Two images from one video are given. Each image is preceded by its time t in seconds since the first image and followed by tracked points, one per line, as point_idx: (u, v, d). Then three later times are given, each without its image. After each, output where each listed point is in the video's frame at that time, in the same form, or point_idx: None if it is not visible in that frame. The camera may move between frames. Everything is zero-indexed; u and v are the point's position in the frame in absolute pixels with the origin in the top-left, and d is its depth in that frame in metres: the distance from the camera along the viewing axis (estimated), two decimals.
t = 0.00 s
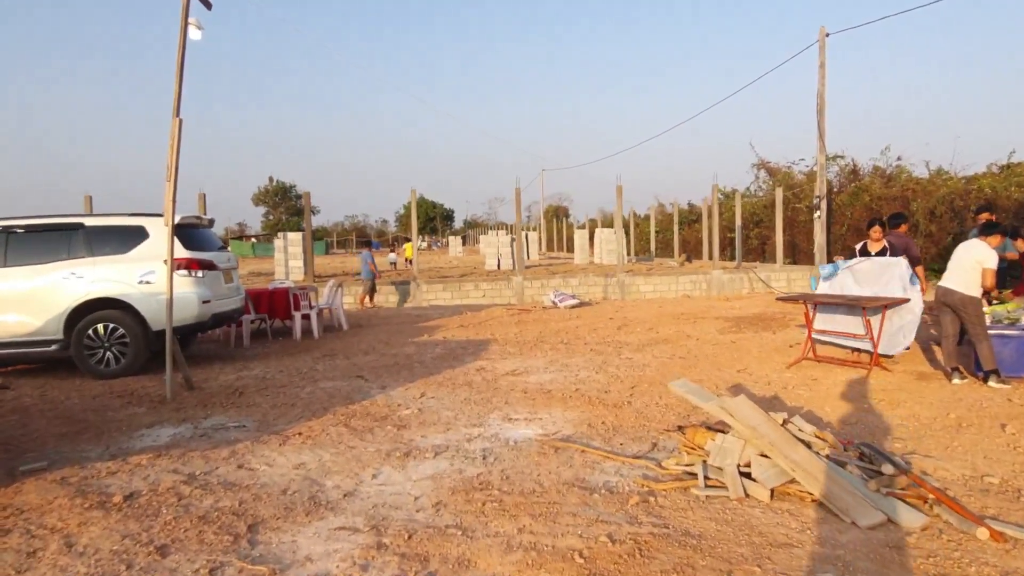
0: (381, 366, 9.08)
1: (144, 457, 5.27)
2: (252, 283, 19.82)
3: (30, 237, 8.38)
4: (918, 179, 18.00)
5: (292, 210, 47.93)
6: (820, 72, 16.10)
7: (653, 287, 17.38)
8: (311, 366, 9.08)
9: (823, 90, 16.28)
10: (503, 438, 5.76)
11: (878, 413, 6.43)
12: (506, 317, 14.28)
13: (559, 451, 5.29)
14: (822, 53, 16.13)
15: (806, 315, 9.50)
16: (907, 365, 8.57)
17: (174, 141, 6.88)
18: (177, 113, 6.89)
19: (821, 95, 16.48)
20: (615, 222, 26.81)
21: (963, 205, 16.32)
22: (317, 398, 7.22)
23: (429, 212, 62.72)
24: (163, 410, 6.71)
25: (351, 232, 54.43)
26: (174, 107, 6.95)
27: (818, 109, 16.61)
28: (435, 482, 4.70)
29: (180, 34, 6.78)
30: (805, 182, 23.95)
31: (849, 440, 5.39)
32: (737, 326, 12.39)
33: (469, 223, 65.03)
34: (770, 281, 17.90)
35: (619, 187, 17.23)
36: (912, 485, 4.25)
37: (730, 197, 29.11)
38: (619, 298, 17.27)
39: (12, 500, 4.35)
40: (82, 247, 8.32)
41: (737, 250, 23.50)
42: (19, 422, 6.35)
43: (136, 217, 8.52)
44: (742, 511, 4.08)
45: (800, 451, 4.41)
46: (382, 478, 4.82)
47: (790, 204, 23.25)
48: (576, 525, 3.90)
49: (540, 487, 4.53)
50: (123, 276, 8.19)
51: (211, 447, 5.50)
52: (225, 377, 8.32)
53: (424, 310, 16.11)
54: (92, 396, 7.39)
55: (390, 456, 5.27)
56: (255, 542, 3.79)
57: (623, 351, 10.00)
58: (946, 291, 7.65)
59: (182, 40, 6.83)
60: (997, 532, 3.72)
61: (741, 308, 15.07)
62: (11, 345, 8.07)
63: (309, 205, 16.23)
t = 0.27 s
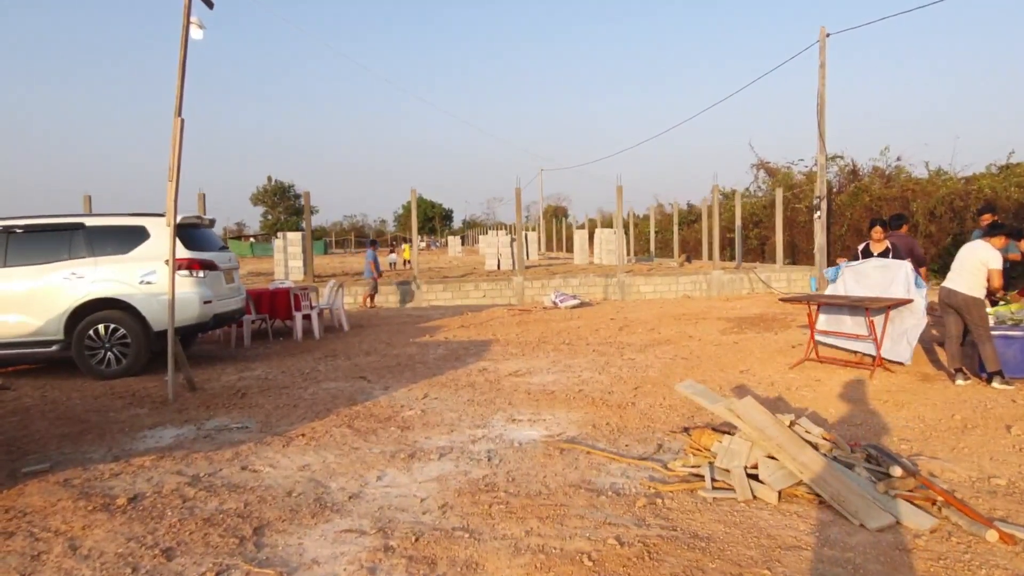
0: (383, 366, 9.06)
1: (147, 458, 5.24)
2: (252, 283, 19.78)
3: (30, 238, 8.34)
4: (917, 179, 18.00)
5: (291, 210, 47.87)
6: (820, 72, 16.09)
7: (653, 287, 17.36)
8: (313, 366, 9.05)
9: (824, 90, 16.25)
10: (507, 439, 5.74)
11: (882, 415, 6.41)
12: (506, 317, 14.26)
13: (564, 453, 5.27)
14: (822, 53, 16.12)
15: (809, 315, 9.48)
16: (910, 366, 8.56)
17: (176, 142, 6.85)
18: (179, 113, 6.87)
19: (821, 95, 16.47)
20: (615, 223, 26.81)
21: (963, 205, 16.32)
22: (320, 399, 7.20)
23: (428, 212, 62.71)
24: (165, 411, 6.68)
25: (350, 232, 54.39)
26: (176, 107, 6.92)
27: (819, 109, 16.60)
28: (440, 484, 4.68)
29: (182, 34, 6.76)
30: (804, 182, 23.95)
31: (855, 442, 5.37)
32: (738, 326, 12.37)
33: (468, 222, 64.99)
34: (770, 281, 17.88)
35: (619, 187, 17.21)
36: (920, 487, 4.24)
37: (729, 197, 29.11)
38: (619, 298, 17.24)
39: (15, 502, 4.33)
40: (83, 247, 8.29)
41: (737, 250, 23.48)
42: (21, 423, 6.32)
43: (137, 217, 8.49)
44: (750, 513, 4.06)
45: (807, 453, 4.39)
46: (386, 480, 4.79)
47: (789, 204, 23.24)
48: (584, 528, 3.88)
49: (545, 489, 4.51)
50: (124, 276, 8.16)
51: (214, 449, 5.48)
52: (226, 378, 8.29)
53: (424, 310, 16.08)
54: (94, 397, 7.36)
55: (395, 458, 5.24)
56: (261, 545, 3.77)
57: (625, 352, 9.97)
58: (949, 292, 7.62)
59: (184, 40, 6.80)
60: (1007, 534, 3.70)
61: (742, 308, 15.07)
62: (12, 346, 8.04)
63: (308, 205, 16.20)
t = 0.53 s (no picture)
0: (379, 365, 9.04)
1: (141, 457, 5.22)
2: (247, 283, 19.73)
3: (25, 236, 8.30)
4: (912, 181, 18.04)
5: (287, 209, 47.78)
6: (816, 73, 16.11)
7: (649, 288, 17.37)
8: (309, 366, 9.03)
9: (820, 91, 16.26)
10: (503, 439, 5.73)
11: (878, 415, 6.42)
12: (503, 317, 14.24)
13: (560, 453, 5.26)
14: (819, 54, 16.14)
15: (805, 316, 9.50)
16: (906, 367, 8.57)
17: (171, 139, 6.83)
18: (174, 111, 6.84)
19: (817, 96, 16.49)
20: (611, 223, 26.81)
21: (958, 207, 16.35)
22: (315, 398, 7.17)
23: (424, 212, 62.67)
24: (160, 410, 6.65)
25: (345, 232, 54.31)
26: (171, 105, 6.90)
27: (815, 110, 16.60)
28: (436, 484, 4.66)
29: (178, 31, 6.73)
30: (800, 183, 23.99)
31: (851, 442, 5.37)
32: (734, 327, 12.38)
33: (464, 222, 64.95)
34: (765, 282, 17.90)
35: (616, 187, 17.21)
36: (916, 488, 4.24)
37: (725, 197, 29.14)
38: (615, 298, 17.25)
39: (8, 501, 4.30)
40: (78, 246, 8.25)
41: (732, 251, 23.49)
42: (14, 422, 6.28)
43: (132, 215, 8.46)
44: (746, 513, 4.05)
45: (804, 453, 4.39)
46: (382, 479, 4.78)
47: (785, 205, 23.28)
48: (580, 528, 3.87)
49: (541, 489, 4.50)
50: (119, 275, 8.12)
51: (209, 448, 5.46)
52: (222, 377, 8.26)
53: (421, 310, 16.06)
54: (88, 396, 7.33)
55: (390, 458, 5.23)
56: (256, 545, 3.75)
57: (621, 352, 9.97)
58: (946, 292, 7.62)
59: (180, 37, 6.78)
60: (1003, 535, 3.71)
61: (737, 309, 15.08)
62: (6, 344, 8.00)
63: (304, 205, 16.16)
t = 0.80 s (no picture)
0: (365, 366, 9.00)
1: (123, 458, 5.17)
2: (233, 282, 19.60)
3: (7, 234, 8.21)
4: (897, 184, 18.17)
5: (274, 209, 47.55)
6: (803, 77, 16.20)
7: (636, 289, 17.41)
8: (294, 366, 8.97)
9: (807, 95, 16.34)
10: (489, 440, 5.71)
11: (862, 417, 6.45)
12: (490, 318, 14.22)
13: (546, 454, 5.25)
14: (806, 58, 16.22)
15: (791, 318, 9.54)
16: (890, 369, 8.63)
17: (156, 138, 6.76)
18: (159, 109, 6.78)
19: (803, 100, 16.58)
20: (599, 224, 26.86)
21: (942, 210, 16.48)
22: (300, 399, 7.13)
23: (413, 212, 62.56)
24: (143, 411, 6.59)
25: (333, 231, 54.09)
26: (156, 103, 6.83)
27: (801, 113, 16.69)
28: (421, 485, 4.64)
29: (163, 29, 6.67)
30: (787, 185, 24.12)
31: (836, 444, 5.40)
32: (720, 328, 12.43)
33: (452, 223, 64.88)
34: (752, 284, 17.97)
35: (604, 189, 17.24)
36: (899, 489, 4.26)
37: (713, 199, 29.24)
38: (602, 299, 17.27)
39: None
40: (61, 244, 8.16)
41: (719, 252, 23.58)
42: None
43: (116, 214, 8.37)
44: (731, 515, 4.06)
45: (788, 455, 4.41)
46: (367, 481, 4.75)
47: (772, 207, 23.40)
48: (565, 530, 3.86)
49: (527, 491, 4.49)
50: (103, 274, 8.04)
51: (192, 449, 5.41)
52: (206, 378, 8.19)
53: (408, 310, 16.01)
54: (70, 396, 7.25)
55: (375, 459, 5.20)
56: (239, 547, 3.71)
57: (608, 353, 9.97)
58: (931, 295, 7.68)
59: (165, 35, 6.71)
60: (985, 537, 3.73)
61: (724, 310, 15.14)
62: None
63: (291, 204, 16.08)
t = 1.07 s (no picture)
0: (346, 365, 8.96)
1: (98, 458, 5.10)
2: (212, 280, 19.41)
3: None
4: (875, 188, 18.37)
5: (255, 206, 47.19)
6: (784, 80, 16.34)
7: (618, 289, 17.47)
8: (274, 365, 8.90)
9: (787, 98, 16.48)
10: (469, 440, 5.71)
11: (839, 418, 6.52)
12: (472, 318, 14.21)
13: (525, 455, 5.25)
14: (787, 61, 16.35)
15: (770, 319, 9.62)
16: (866, 371, 8.73)
17: (134, 133, 6.68)
18: (138, 104, 6.70)
19: (784, 103, 16.72)
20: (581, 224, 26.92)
21: (919, 214, 16.69)
22: (279, 398, 7.07)
23: (395, 211, 62.35)
24: (118, 410, 6.51)
25: (314, 229, 53.77)
26: (135, 98, 6.76)
27: (782, 117, 16.83)
28: (400, 486, 4.62)
29: (142, 23, 6.60)
30: (767, 188, 24.32)
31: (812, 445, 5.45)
32: (700, 329, 12.50)
33: (435, 222, 64.72)
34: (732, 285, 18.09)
35: (587, 190, 17.29)
36: (874, 490, 4.31)
37: (695, 201, 29.41)
38: (584, 300, 17.32)
39: None
40: (36, 241, 8.05)
41: (700, 254, 23.72)
42: None
43: (94, 210, 8.27)
44: (708, 516, 4.08)
45: (766, 456, 4.44)
46: (346, 481, 4.73)
47: (752, 209, 23.58)
48: (544, 530, 3.87)
49: (506, 491, 4.49)
50: (79, 271, 7.94)
51: (168, 449, 5.35)
52: (183, 377, 8.11)
53: (389, 309, 15.96)
54: (44, 395, 7.15)
55: (354, 459, 5.17)
56: (215, 548, 3.68)
57: (588, 354, 10.00)
58: (906, 297, 7.78)
59: (144, 30, 6.64)
60: (957, 537, 3.79)
61: (705, 311, 15.23)
62: None
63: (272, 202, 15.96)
